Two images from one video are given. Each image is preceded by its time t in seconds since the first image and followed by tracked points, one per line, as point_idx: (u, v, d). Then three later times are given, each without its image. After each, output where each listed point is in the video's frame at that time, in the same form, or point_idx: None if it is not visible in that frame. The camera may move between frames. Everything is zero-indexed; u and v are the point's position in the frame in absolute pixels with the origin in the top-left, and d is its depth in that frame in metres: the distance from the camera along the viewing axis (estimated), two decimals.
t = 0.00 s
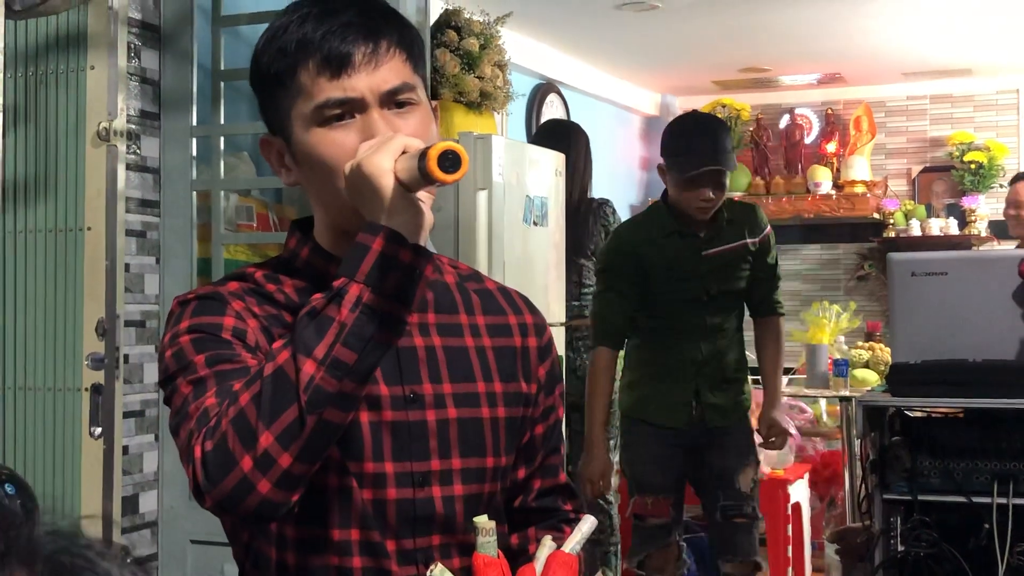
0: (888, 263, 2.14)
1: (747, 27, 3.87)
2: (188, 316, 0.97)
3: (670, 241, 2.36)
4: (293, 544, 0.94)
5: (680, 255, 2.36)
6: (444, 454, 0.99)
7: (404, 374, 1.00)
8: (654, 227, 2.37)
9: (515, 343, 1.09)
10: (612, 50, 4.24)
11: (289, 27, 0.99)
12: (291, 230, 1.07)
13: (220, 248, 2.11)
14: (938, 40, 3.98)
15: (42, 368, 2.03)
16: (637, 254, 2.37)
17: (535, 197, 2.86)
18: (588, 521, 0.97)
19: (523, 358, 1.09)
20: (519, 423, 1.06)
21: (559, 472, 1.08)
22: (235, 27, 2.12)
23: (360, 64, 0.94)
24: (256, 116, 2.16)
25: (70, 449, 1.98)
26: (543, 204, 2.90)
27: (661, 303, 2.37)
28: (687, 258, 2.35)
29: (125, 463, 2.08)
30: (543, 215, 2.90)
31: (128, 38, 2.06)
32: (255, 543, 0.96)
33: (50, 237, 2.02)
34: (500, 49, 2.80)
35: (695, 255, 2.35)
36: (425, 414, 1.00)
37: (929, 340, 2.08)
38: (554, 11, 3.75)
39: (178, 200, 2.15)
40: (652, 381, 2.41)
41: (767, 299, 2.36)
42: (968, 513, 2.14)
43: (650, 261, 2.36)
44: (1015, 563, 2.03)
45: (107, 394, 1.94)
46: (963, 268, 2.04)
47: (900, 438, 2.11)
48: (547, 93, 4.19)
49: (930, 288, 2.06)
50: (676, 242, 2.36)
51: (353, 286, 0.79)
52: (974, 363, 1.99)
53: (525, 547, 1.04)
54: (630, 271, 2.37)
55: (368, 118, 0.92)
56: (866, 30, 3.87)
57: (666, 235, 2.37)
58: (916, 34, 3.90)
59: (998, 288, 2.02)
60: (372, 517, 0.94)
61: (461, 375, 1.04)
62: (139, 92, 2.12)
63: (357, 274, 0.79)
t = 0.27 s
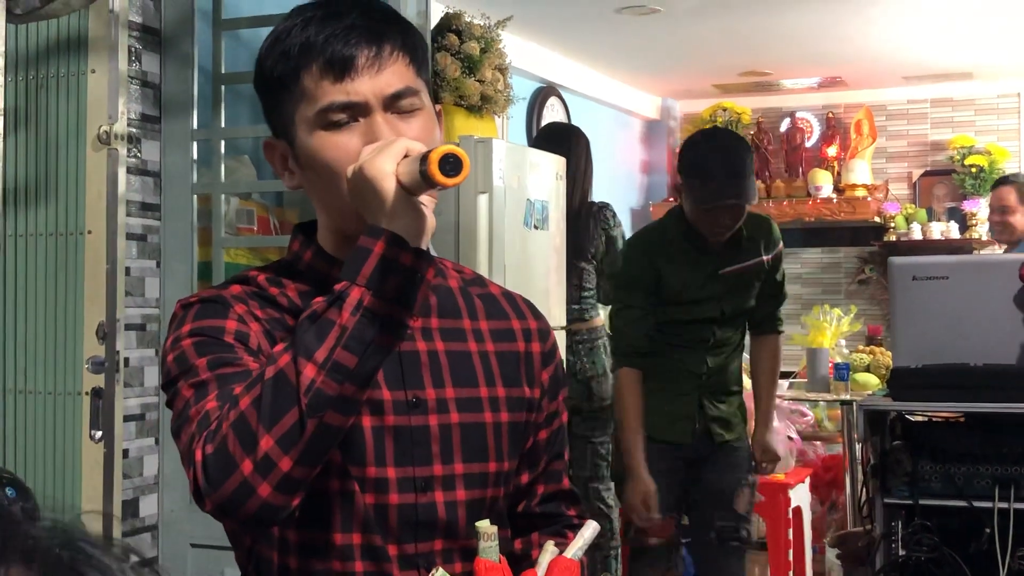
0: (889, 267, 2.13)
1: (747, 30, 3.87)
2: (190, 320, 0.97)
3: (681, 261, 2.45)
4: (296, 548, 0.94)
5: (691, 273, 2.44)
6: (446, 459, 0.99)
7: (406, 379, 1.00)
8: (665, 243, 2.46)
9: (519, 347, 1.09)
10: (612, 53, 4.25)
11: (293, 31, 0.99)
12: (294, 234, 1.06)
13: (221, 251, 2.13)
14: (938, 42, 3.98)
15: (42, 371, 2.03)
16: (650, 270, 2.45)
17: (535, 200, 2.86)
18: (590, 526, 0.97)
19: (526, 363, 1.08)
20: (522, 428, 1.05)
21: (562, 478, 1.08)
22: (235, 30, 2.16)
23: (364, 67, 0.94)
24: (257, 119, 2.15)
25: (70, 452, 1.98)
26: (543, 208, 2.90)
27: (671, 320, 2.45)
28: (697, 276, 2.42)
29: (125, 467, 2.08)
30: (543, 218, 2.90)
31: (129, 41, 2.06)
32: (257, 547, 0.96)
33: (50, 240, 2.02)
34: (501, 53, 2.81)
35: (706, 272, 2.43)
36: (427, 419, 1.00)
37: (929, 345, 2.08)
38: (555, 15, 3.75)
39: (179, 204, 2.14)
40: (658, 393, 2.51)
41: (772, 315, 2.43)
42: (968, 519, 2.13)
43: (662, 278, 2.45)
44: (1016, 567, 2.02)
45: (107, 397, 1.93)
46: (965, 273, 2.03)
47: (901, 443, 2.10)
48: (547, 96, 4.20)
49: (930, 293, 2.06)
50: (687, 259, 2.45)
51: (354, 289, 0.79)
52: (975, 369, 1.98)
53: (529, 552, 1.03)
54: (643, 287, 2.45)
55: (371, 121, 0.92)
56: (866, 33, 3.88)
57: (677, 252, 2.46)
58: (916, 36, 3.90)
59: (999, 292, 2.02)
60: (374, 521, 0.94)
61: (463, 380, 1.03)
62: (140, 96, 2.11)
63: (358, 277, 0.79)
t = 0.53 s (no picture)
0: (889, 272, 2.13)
1: (746, 34, 3.87)
2: (190, 325, 0.97)
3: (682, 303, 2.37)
4: (296, 554, 0.94)
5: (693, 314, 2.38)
6: (445, 465, 0.99)
7: (406, 385, 1.00)
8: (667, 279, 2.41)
9: (519, 353, 1.09)
10: (611, 56, 4.25)
11: (291, 37, 0.99)
12: (293, 239, 1.06)
13: (220, 255, 2.12)
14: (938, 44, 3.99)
15: (42, 376, 2.03)
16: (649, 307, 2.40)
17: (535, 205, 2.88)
18: (589, 532, 0.96)
19: (526, 369, 1.08)
20: (522, 434, 1.05)
21: (563, 484, 1.07)
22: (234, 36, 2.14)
23: (362, 72, 0.94)
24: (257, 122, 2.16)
25: (69, 456, 1.98)
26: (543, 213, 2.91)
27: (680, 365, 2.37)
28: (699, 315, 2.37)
29: (124, 472, 2.08)
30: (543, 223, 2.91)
31: (129, 46, 2.06)
32: (256, 553, 0.95)
33: (50, 245, 2.02)
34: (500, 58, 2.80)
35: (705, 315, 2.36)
36: (427, 425, 1.00)
37: (929, 350, 2.08)
38: (553, 19, 3.75)
39: (178, 208, 2.14)
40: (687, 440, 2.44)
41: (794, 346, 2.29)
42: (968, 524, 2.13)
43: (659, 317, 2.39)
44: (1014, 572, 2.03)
45: (107, 402, 1.93)
46: (963, 278, 2.03)
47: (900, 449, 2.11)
48: (547, 102, 4.21)
49: (930, 298, 2.05)
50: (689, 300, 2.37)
51: (352, 294, 0.79)
52: (973, 374, 1.98)
53: (530, 559, 1.03)
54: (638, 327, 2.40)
55: (370, 126, 0.92)
56: (864, 36, 3.88)
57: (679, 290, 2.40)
58: (914, 39, 3.91)
59: (998, 298, 2.02)
60: (373, 528, 0.94)
61: (463, 386, 1.03)
62: (140, 100, 2.11)
63: (356, 282, 0.79)
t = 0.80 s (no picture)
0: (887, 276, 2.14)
1: (745, 38, 3.88)
2: (186, 331, 0.97)
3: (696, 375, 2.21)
4: (292, 559, 0.94)
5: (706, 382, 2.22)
6: (441, 471, 0.99)
7: (402, 390, 1.00)
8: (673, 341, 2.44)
9: (515, 359, 1.09)
10: (610, 60, 4.26)
11: (286, 42, 0.99)
12: (290, 245, 1.06)
13: (219, 260, 2.11)
14: (937, 48, 4.01)
15: (38, 381, 2.03)
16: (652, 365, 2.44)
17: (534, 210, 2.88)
18: (585, 537, 0.95)
19: (522, 374, 1.08)
20: (519, 439, 1.05)
21: (560, 489, 1.08)
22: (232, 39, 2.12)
23: (357, 77, 0.94)
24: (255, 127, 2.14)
25: (65, 460, 1.98)
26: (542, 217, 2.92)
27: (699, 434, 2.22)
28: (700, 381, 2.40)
29: (122, 477, 2.07)
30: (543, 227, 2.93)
31: (127, 51, 2.06)
32: (252, 558, 0.96)
33: (48, 249, 2.02)
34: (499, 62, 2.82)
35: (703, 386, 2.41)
36: (423, 431, 1.00)
37: (927, 354, 2.07)
38: (552, 24, 3.76)
39: (176, 213, 2.14)
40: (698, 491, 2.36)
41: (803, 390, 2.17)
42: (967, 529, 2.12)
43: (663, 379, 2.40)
44: None
45: (104, 407, 1.95)
46: (960, 282, 2.04)
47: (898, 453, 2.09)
48: (546, 106, 4.28)
49: (927, 301, 2.05)
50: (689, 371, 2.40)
51: (346, 297, 0.79)
52: (970, 378, 1.98)
53: (526, 565, 1.04)
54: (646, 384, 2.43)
55: (365, 131, 0.92)
56: (862, 39, 3.90)
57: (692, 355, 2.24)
58: (911, 42, 3.93)
59: (995, 302, 2.02)
60: (367, 534, 0.94)
61: (459, 391, 1.03)
62: (138, 105, 2.12)
63: (349, 286, 0.79)
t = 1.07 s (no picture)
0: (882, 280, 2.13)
1: (742, 39, 3.89)
2: (179, 333, 0.97)
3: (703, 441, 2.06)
4: (285, 561, 0.94)
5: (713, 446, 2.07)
6: (435, 474, 0.99)
7: (395, 392, 1.00)
8: (694, 397, 2.12)
9: (510, 362, 1.09)
10: (607, 62, 4.27)
11: (278, 44, 0.99)
12: (284, 248, 1.06)
13: (215, 262, 2.11)
14: (934, 49, 4.02)
15: (34, 383, 2.02)
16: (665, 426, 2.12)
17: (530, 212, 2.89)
18: (579, 542, 0.94)
19: (517, 377, 1.08)
20: (513, 442, 1.05)
21: (555, 493, 1.08)
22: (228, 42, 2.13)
23: (349, 78, 0.94)
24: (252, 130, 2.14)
25: (62, 462, 1.98)
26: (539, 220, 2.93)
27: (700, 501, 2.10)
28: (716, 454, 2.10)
29: (118, 480, 2.07)
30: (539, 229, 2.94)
31: (123, 53, 2.06)
32: (245, 561, 0.96)
33: (44, 252, 2.02)
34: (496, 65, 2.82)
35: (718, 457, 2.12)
36: (417, 434, 0.99)
37: (925, 357, 2.06)
38: (550, 27, 3.77)
39: (173, 215, 2.14)
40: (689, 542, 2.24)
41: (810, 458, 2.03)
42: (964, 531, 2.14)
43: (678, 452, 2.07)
44: None
45: (101, 410, 1.97)
46: (957, 285, 2.03)
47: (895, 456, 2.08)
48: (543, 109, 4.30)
49: (923, 303, 2.05)
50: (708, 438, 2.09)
51: (338, 299, 0.80)
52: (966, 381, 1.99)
53: (520, 567, 1.03)
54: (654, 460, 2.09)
55: (357, 132, 0.92)
56: (859, 41, 3.90)
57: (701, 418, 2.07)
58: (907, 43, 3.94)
59: (992, 304, 2.02)
60: (360, 538, 0.94)
61: (454, 394, 1.03)
62: (134, 107, 2.11)
63: (342, 288, 0.79)
